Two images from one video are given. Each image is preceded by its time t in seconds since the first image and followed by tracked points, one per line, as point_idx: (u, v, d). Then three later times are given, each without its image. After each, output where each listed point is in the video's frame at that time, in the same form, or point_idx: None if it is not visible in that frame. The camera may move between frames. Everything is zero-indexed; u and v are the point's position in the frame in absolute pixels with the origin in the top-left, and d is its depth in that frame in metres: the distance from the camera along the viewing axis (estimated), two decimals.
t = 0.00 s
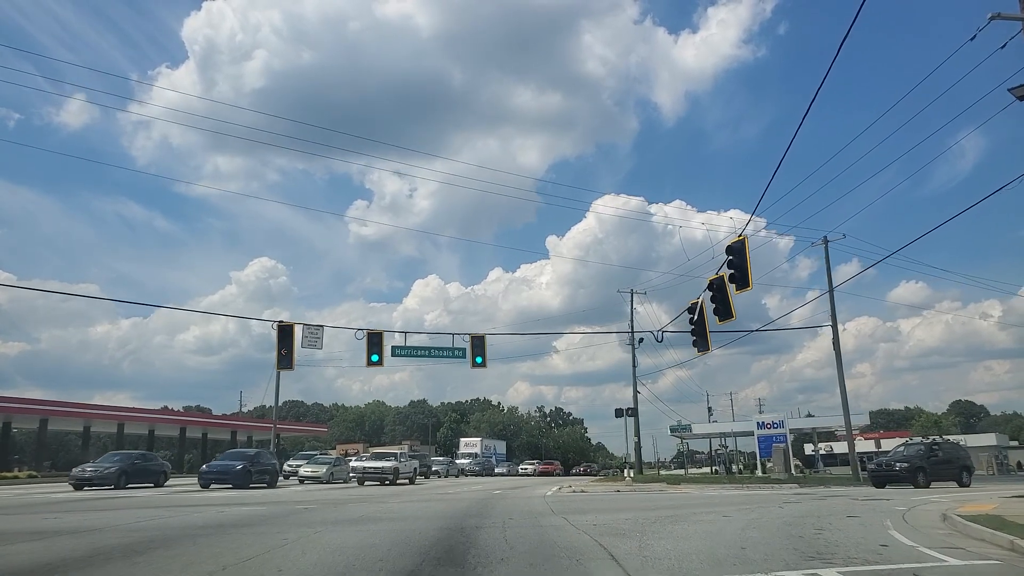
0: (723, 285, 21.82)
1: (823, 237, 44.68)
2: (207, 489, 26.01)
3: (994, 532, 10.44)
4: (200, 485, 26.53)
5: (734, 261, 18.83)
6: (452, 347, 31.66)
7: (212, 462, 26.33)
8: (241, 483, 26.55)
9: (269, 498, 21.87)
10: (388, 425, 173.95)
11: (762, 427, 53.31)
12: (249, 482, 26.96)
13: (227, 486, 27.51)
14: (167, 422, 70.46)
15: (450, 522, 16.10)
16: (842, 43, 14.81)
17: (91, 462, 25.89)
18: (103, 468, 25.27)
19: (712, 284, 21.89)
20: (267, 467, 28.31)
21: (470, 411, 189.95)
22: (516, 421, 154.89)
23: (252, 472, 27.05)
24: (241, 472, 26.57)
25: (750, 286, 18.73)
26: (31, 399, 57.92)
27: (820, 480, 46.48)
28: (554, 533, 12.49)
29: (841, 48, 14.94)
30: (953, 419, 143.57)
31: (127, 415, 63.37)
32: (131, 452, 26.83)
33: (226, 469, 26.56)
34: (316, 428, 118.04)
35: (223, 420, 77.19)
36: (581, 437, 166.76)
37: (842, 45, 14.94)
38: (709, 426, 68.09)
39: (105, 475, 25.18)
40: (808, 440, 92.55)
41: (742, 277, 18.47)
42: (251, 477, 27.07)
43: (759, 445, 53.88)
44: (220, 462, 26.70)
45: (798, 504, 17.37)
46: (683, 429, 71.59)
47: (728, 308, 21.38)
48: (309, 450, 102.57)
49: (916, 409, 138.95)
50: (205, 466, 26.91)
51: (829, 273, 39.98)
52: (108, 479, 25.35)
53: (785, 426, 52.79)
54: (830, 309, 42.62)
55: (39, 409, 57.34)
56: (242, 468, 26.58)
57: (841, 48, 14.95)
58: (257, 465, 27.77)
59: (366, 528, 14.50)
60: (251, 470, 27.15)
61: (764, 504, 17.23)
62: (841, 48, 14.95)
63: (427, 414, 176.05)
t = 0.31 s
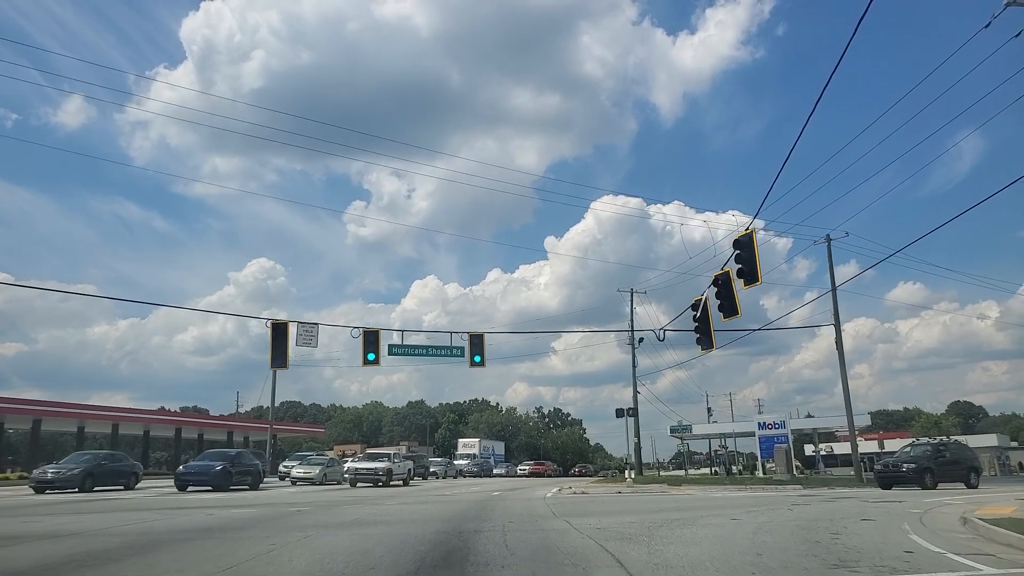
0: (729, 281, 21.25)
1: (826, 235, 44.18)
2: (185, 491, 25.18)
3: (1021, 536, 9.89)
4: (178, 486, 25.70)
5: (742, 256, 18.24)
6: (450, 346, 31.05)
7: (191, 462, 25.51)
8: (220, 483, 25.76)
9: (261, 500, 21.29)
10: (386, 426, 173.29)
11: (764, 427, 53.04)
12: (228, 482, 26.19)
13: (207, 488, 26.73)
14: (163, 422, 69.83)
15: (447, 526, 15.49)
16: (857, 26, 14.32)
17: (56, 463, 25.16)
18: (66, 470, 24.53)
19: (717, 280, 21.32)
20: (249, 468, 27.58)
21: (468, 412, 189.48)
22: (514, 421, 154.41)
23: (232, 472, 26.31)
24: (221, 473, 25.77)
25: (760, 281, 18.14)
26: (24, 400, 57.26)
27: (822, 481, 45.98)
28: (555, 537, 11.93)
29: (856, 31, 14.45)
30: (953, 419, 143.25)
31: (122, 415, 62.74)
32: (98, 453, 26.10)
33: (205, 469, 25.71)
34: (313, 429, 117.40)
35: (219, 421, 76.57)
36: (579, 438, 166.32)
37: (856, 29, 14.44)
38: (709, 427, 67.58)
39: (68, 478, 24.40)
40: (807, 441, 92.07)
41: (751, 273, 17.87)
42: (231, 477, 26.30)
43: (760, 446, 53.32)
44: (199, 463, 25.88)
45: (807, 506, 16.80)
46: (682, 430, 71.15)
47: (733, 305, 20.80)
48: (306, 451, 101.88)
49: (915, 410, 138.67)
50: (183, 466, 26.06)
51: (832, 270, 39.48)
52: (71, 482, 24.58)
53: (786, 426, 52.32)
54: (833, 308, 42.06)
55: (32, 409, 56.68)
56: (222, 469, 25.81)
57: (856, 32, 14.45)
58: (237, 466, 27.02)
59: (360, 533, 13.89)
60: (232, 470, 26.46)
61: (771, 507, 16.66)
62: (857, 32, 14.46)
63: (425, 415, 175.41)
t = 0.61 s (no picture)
0: (735, 275, 20.63)
1: (829, 232, 43.57)
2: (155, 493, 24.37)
3: None
4: (149, 488, 24.87)
5: (750, 248, 17.65)
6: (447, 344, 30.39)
7: (162, 463, 24.68)
8: (192, 485, 24.95)
9: (251, 502, 20.72)
10: (384, 427, 172.47)
11: (766, 428, 52.44)
12: (201, 484, 25.38)
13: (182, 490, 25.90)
14: (157, 422, 69.02)
15: (444, 530, 14.85)
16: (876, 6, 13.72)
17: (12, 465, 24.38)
18: (20, 473, 23.70)
19: (723, 274, 20.70)
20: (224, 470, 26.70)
21: (466, 412, 188.77)
22: (512, 422, 153.75)
23: (206, 473, 25.51)
24: (193, 474, 24.94)
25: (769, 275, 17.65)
26: (15, 400, 56.46)
27: (825, 481, 45.37)
28: (558, 542, 11.28)
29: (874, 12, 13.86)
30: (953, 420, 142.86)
31: (116, 416, 61.93)
32: (57, 453, 25.31)
33: (177, 470, 24.89)
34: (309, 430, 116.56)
35: (214, 421, 75.77)
36: (577, 438, 165.68)
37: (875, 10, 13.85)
38: (710, 427, 66.97)
39: (21, 481, 23.62)
40: (807, 441, 91.47)
41: (762, 265, 17.31)
42: (205, 479, 25.46)
43: (762, 447, 52.68)
44: (171, 463, 25.06)
45: (819, 508, 16.17)
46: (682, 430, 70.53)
47: (740, 300, 20.17)
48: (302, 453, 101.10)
49: (914, 410, 138.29)
50: (155, 466, 25.23)
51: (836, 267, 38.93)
52: (25, 485, 23.80)
53: (788, 427, 51.72)
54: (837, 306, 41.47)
55: (23, 409, 55.84)
56: (194, 471, 24.94)
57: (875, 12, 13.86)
58: (213, 467, 26.17)
59: (353, 537, 13.24)
60: (207, 471, 25.62)
61: (781, 509, 16.02)
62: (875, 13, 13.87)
63: (422, 416, 174.64)
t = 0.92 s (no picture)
0: (744, 267, 19.83)
1: (834, 229, 42.78)
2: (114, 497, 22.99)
3: None
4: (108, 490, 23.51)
5: (763, 238, 16.89)
6: (444, 341, 29.55)
7: (123, 464, 23.28)
8: (157, 487, 23.59)
9: (238, 505, 19.91)
10: (380, 428, 171.48)
11: (767, 428, 51.67)
12: (167, 485, 24.02)
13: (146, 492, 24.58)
14: (150, 422, 68.06)
15: (439, 535, 14.01)
16: None
17: None
18: None
19: (732, 267, 19.90)
20: (191, 471, 25.45)
21: (463, 413, 187.90)
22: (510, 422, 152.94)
23: (172, 473, 24.18)
24: (158, 476, 23.58)
25: (783, 265, 16.97)
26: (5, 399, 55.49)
27: (829, 482, 44.62)
28: (562, 549, 10.44)
29: None
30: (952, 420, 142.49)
31: (108, 416, 60.95)
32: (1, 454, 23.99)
33: (139, 472, 23.50)
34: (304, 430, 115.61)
35: (209, 421, 74.81)
36: (575, 439, 164.97)
37: None
38: (710, 428, 66.20)
39: None
40: (807, 442, 90.81)
41: (775, 255, 16.55)
42: (171, 480, 24.12)
43: (763, 447, 51.87)
44: (134, 464, 23.67)
45: (834, 511, 15.37)
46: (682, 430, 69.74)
47: (749, 293, 19.36)
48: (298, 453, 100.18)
49: (913, 411, 137.96)
50: (116, 467, 23.84)
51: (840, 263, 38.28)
52: None
53: (790, 426, 50.96)
54: (841, 302, 40.79)
55: (13, 409, 54.87)
56: (159, 471, 23.58)
57: None
58: (180, 467, 24.83)
59: (342, 544, 12.40)
60: (172, 471, 24.26)
61: (795, 512, 15.21)
62: None
63: (419, 416, 173.76)
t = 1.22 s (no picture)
0: (755, 258, 18.88)
1: (838, 225, 41.91)
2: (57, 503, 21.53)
3: None
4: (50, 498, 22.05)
5: (777, 226, 15.98)
6: (439, 337, 28.59)
7: (69, 464, 22.20)
8: (104, 489, 22.52)
9: (221, 508, 18.98)
10: (376, 429, 170.31)
11: (768, 428, 50.81)
12: (116, 488, 23.07)
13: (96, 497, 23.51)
14: (142, 422, 66.96)
15: (433, 542, 13.11)
16: None
17: None
18: None
19: (742, 258, 18.96)
20: (146, 473, 24.47)
21: (459, 413, 186.97)
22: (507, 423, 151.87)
23: (121, 475, 23.27)
24: (106, 477, 22.59)
25: (797, 255, 16.14)
26: None
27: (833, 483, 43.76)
28: (568, 558, 9.58)
29: None
30: (950, 422, 141.73)
31: (97, 416, 59.82)
32: None
33: (85, 473, 22.40)
34: (298, 430, 114.46)
35: (202, 421, 73.71)
36: (572, 440, 164.11)
37: None
38: (710, 428, 65.35)
39: None
40: (807, 442, 89.93)
41: (789, 245, 15.62)
42: (120, 483, 23.17)
43: (765, 448, 51.00)
44: (81, 465, 22.66)
45: (853, 515, 14.50)
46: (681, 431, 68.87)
47: (761, 286, 18.40)
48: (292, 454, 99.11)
49: (911, 412, 137.31)
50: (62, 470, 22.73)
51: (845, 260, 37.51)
52: None
53: (792, 427, 50.13)
54: (846, 299, 39.96)
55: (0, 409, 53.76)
56: (106, 472, 22.56)
57: None
58: (133, 470, 23.93)
59: (329, 552, 11.49)
60: (122, 473, 23.35)
61: (813, 516, 14.33)
62: None
63: (415, 417, 172.75)
